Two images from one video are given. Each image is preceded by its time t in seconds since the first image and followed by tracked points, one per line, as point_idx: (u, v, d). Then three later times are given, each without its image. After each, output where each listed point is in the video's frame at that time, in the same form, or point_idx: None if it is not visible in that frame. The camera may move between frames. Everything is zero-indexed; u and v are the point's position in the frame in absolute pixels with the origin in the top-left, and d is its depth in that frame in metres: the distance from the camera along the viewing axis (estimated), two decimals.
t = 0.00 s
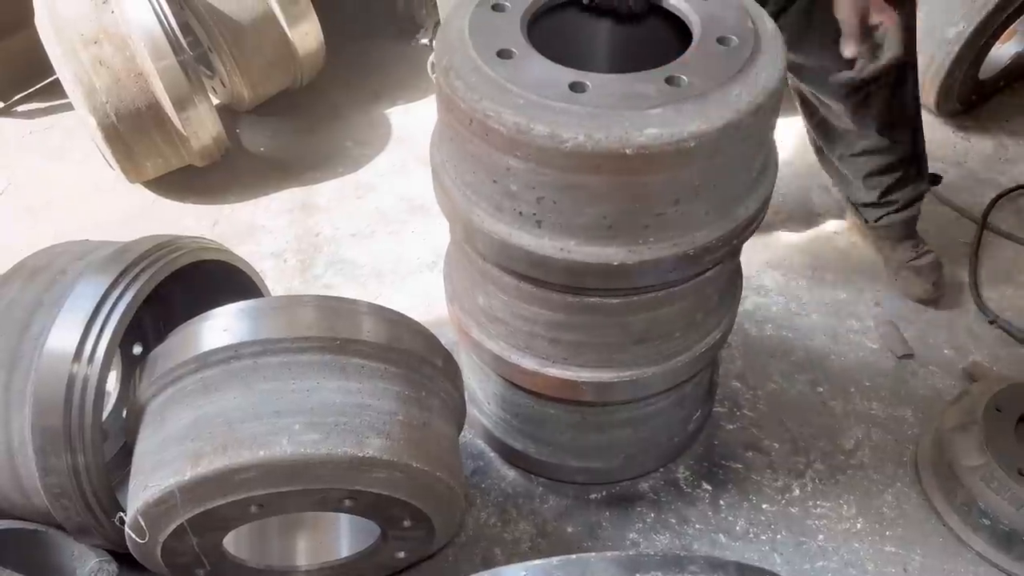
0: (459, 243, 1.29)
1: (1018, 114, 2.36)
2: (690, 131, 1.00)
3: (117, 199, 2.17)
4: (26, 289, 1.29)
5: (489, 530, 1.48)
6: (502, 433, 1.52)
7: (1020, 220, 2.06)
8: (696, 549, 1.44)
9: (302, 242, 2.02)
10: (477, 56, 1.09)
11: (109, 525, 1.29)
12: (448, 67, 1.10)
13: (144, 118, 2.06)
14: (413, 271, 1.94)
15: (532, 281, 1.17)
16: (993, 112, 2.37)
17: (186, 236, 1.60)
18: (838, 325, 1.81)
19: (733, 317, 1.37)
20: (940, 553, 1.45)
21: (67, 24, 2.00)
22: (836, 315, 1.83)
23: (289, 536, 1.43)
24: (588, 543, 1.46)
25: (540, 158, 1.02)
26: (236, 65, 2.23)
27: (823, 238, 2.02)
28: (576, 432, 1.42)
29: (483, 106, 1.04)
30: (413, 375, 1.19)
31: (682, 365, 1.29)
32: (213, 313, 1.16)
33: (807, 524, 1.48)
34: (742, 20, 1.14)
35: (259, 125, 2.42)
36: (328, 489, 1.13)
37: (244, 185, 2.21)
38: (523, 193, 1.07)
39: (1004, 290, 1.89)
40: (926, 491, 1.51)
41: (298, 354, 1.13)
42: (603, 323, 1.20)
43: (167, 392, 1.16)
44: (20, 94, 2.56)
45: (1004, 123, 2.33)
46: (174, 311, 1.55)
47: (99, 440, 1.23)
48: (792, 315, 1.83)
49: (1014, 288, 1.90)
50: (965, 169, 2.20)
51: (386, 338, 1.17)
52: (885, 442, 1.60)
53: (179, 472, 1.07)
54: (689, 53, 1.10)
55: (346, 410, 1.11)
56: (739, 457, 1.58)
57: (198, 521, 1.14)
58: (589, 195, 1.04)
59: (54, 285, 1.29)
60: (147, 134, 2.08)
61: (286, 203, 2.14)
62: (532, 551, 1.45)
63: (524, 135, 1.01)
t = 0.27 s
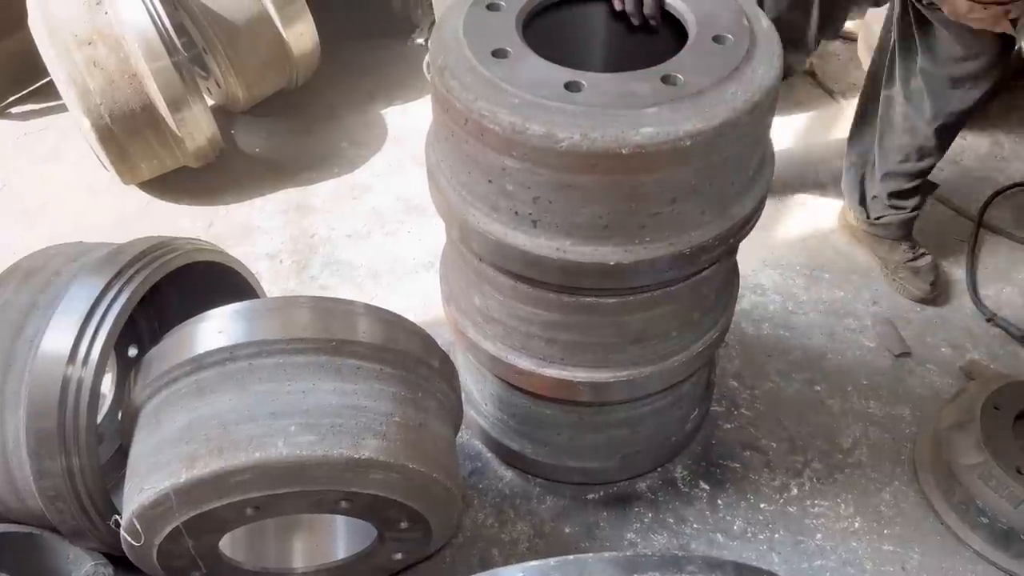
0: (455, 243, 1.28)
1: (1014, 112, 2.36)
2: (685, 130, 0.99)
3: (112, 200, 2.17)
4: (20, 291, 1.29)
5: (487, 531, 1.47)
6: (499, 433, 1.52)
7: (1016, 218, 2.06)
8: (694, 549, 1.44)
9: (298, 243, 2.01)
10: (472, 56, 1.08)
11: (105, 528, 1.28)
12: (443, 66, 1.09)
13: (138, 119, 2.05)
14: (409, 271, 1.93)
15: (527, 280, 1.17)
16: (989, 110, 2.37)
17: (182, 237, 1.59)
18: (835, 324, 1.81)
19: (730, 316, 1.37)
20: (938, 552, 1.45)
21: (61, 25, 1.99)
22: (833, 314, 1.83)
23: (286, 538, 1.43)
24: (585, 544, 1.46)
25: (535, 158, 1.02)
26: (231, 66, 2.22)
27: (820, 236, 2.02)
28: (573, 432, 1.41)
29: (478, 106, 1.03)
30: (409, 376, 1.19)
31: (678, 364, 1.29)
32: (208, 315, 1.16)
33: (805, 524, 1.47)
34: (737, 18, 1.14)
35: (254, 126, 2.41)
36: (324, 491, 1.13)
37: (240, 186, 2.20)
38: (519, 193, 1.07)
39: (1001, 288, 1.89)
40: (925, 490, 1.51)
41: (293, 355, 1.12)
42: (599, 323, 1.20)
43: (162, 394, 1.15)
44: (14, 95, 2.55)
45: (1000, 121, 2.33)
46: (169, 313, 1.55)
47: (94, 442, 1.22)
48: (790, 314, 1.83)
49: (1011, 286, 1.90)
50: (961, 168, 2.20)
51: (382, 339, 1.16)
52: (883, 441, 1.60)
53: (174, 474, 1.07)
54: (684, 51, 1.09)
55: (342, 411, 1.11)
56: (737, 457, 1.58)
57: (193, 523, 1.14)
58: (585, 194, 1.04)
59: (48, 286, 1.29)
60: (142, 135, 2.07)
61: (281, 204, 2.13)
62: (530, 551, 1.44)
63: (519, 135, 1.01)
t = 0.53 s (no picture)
0: (452, 243, 1.28)
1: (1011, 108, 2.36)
2: (682, 128, 0.99)
3: (109, 199, 2.16)
4: (15, 292, 1.28)
5: (485, 529, 1.47)
6: (497, 432, 1.51)
7: (1013, 214, 2.06)
8: (693, 547, 1.44)
9: (295, 242, 2.01)
10: (469, 54, 1.08)
11: (102, 528, 1.28)
12: (440, 65, 1.09)
13: (134, 118, 2.04)
14: (406, 269, 1.93)
15: (525, 279, 1.17)
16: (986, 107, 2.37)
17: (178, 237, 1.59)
18: (834, 322, 1.81)
19: (728, 314, 1.37)
20: (937, 549, 1.45)
21: (56, 24, 1.98)
22: (831, 311, 1.83)
23: (283, 538, 1.42)
24: (584, 542, 1.46)
25: (532, 156, 1.01)
26: (227, 65, 2.21)
27: (817, 234, 2.01)
28: (572, 430, 1.41)
29: (475, 105, 1.03)
30: (407, 376, 1.19)
31: (677, 362, 1.29)
32: (205, 314, 1.15)
33: (803, 521, 1.47)
34: (735, 16, 1.14)
35: (250, 124, 2.41)
36: (322, 491, 1.13)
37: (237, 185, 2.20)
38: (516, 191, 1.07)
39: (999, 285, 1.89)
40: (923, 487, 1.51)
41: (291, 355, 1.12)
42: (597, 322, 1.20)
43: (159, 394, 1.15)
44: (9, 94, 2.55)
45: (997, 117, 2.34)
46: (166, 313, 1.54)
47: (91, 442, 1.22)
48: (788, 312, 1.83)
49: (1009, 282, 1.90)
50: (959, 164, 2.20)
51: (379, 338, 1.16)
52: (881, 438, 1.60)
53: (171, 474, 1.06)
54: (681, 49, 1.09)
55: (340, 411, 1.11)
56: (735, 455, 1.58)
57: (191, 524, 1.14)
58: (584, 192, 1.03)
59: (45, 286, 1.28)
60: (138, 134, 2.07)
61: (278, 203, 2.13)
62: (528, 550, 1.44)
63: (517, 133, 1.00)
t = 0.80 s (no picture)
0: (450, 241, 1.28)
1: (1010, 105, 2.36)
2: (679, 125, 0.99)
3: (106, 199, 2.16)
4: (12, 292, 1.28)
5: (484, 528, 1.47)
6: (496, 431, 1.51)
7: (1012, 211, 2.06)
8: (692, 545, 1.44)
9: (293, 241, 2.01)
10: (465, 52, 1.08)
11: (100, 528, 1.28)
12: (437, 62, 1.09)
13: (131, 118, 2.04)
14: (405, 268, 1.93)
15: (523, 277, 1.17)
16: (985, 103, 2.37)
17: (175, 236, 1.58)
18: (832, 319, 1.81)
19: (726, 312, 1.36)
20: (937, 547, 1.45)
21: (53, 23, 1.98)
22: (830, 309, 1.83)
23: (282, 537, 1.42)
24: (583, 540, 1.46)
25: (529, 154, 1.01)
26: (224, 63, 2.21)
27: (816, 231, 2.01)
28: (570, 428, 1.41)
29: (472, 103, 1.03)
30: (405, 374, 1.18)
31: (675, 360, 1.29)
32: (202, 314, 1.15)
33: (802, 519, 1.47)
34: (732, 13, 1.13)
35: (248, 123, 2.41)
36: (320, 490, 1.13)
37: (234, 184, 2.19)
38: (513, 190, 1.06)
39: (997, 281, 1.89)
40: (922, 484, 1.51)
41: (288, 354, 1.12)
42: (595, 320, 1.19)
43: (156, 394, 1.15)
44: (6, 94, 2.54)
45: (996, 114, 2.33)
46: (163, 312, 1.54)
47: (89, 443, 1.22)
48: (786, 309, 1.83)
49: (1008, 279, 1.89)
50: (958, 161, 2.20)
51: (377, 337, 1.16)
52: (880, 435, 1.60)
53: (168, 474, 1.06)
54: (678, 46, 1.09)
55: (338, 410, 1.11)
56: (734, 452, 1.58)
57: (189, 524, 1.13)
58: (581, 190, 1.03)
59: (41, 286, 1.28)
60: (135, 133, 2.07)
61: (276, 202, 2.13)
62: (527, 548, 1.44)
63: (514, 131, 1.00)
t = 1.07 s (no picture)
0: (449, 241, 1.28)
1: (1010, 103, 2.36)
2: (678, 124, 0.99)
3: (106, 199, 2.16)
4: (12, 293, 1.28)
5: (484, 527, 1.47)
6: (496, 430, 1.51)
7: (1012, 208, 2.06)
8: (692, 543, 1.44)
9: (293, 241, 2.01)
10: (464, 51, 1.08)
11: (101, 528, 1.28)
12: (436, 62, 1.09)
13: (131, 118, 2.04)
14: (405, 267, 1.93)
15: (522, 276, 1.17)
16: (984, 101, 2.37)
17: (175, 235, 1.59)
18: (832, 317, 1.81)
19: (726, 310, 1.37)
20: (937, 544, 1.45)
21: (52, 23, 1.98)
22: (830, 306, 1.83)
23: (282, 537, 1.42)
24: (583, 539, 1.46)
25: (529, 154, 1.01)
26: (224, 64, 2.21)
27: (815, 229, 2.01)
28: (570, 427, 1.41)
29: (471, 102, 1.03)
30: (405, 374, 1.19)
31: (675, 359, 1.29)
32: (202, 314, 1.15)
33: (802, 516, 1.48)
34: (731, 12, 1.13)
35: (247, 123, 2.41)
36: (320, 490, 1.13)
37: (234, 184, 2.19)
38: (512, 189, 1.07)
39: (997, 279, 1.89)
40: (922, 481, 1.51)
41: (288, 354, 1.12)
42: (594, 318, 1.20)
43: (156, 394, 1.15)
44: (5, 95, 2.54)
45: (995, 112, 2.34)
46: (164, 312, 1.54)
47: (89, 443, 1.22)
48: (786, 307, 1.83)
49: (1007, 276, 1.89)
50: (957, 159, 2.20)
51: (377, 336, 1.16)
52: (880, 433, 1.60)
53: (169, 474, 1.07)
54: (676, 45, 1.09)
55: (338, 409, 1.11)
56: (734, 450, 1.58)
57: (190, 523, 1.14)
58: (580, 189, 1.03)
59: (42, 286, 1.28)
60: (135, 133, 2.07)
61: (276, 201, 2.13)
62: (527, 547, 1.44)
63: (513, 131, 1.00)
